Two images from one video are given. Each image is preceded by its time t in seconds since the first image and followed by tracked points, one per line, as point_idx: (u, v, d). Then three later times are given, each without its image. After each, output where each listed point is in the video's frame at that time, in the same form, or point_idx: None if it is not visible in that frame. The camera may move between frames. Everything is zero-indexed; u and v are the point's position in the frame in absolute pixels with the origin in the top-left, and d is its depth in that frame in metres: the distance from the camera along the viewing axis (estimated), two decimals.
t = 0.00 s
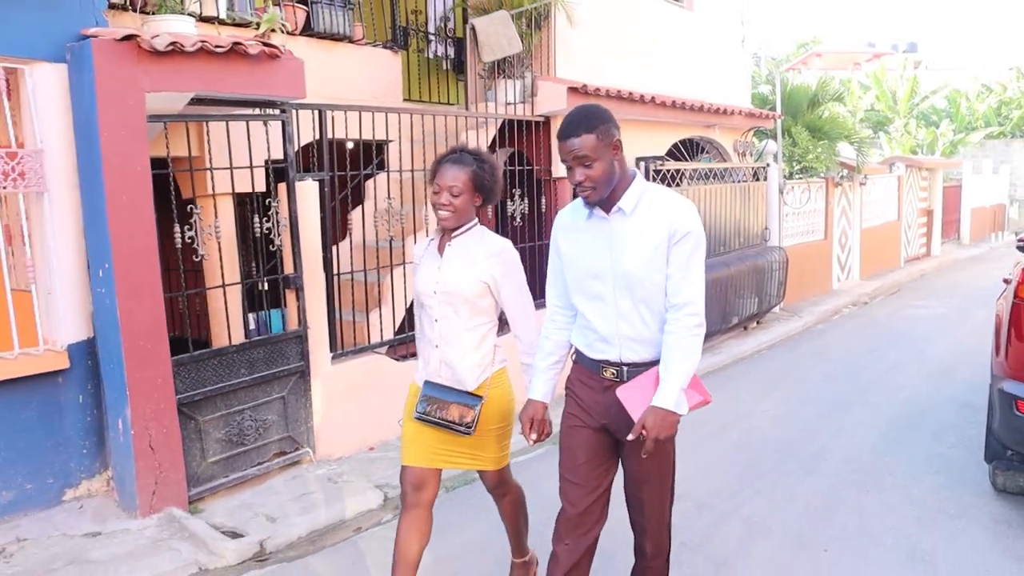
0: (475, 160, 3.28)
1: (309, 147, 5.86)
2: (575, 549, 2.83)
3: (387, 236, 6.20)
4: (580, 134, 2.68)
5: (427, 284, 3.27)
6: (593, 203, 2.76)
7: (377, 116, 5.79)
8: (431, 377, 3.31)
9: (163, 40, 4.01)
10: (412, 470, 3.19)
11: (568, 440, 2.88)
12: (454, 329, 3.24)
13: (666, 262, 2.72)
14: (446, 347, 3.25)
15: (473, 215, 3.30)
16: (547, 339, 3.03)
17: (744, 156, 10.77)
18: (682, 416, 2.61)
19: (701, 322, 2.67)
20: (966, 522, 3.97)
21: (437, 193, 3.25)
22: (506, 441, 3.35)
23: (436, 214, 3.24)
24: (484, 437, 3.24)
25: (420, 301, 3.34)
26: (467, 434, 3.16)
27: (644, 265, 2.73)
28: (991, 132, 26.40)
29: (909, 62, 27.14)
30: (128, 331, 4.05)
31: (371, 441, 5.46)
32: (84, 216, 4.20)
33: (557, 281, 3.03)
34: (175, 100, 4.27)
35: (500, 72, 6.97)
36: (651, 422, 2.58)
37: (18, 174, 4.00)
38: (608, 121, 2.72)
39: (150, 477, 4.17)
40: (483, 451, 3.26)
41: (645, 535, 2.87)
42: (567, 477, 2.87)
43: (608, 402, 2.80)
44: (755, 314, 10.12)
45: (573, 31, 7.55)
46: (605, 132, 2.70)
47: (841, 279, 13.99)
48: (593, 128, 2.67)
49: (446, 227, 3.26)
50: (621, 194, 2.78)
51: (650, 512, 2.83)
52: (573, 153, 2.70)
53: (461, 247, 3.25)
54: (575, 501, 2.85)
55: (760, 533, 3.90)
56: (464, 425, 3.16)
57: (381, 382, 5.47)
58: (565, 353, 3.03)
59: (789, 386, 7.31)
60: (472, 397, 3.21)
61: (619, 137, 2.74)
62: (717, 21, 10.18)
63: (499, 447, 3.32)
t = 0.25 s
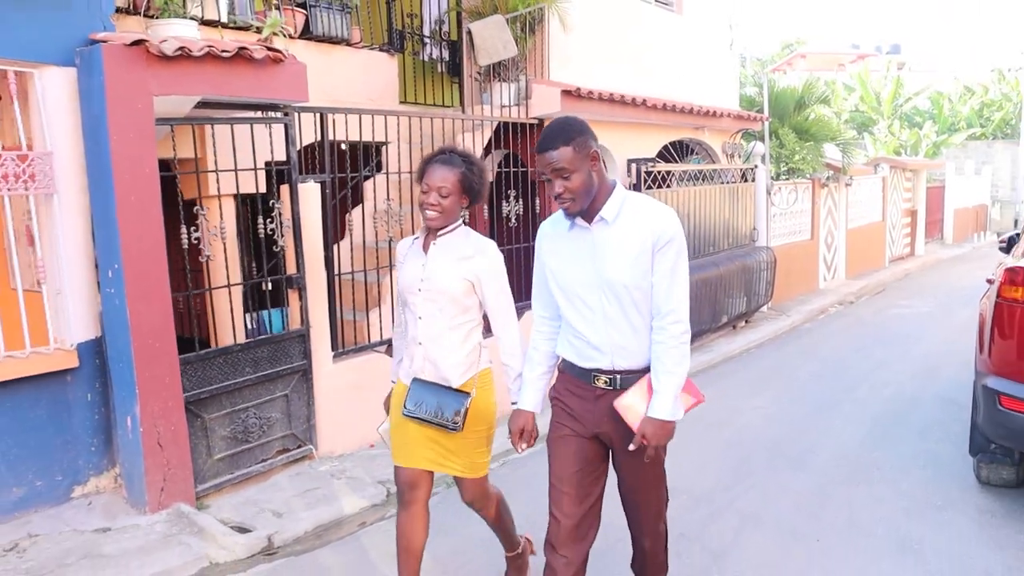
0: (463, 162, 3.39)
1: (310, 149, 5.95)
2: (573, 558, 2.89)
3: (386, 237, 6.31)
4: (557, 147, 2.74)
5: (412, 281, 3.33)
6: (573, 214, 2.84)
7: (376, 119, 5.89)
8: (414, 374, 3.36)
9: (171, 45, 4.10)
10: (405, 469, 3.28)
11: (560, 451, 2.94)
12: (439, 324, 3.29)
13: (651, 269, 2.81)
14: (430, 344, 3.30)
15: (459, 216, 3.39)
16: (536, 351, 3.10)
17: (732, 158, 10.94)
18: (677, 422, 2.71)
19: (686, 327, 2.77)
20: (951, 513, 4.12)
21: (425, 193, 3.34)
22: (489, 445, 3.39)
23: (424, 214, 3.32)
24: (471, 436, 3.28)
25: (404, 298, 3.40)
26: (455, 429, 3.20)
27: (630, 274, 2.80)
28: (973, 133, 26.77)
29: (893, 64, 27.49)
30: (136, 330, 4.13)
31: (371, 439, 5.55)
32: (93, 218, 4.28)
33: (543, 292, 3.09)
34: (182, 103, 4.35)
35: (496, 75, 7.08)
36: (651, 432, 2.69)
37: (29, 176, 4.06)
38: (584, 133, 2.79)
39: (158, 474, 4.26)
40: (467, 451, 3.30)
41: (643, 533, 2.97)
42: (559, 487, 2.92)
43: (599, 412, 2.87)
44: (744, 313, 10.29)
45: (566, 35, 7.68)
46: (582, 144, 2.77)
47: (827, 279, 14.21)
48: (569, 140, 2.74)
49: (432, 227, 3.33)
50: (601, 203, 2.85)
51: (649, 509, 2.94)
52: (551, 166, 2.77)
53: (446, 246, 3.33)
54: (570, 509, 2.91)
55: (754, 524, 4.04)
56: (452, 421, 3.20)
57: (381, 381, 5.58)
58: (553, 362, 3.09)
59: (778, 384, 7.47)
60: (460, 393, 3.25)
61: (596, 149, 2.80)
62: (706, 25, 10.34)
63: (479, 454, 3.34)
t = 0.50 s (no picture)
0: (464, 162, 3.42)
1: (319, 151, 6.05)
2: (579, 550, 2.99)
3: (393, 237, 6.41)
4: (548, 139, 2.88)
5: (414, 280, 3.38)
6: (563, 206, 2.96)
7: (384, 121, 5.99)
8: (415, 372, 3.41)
9: (189, 49, 4.19)
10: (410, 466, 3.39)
11: (556, 449, 3.01)
12: (439, 325, 3.35)
13: (648, 259, 2.95)
14: (429, 343, 3.36)
15: (461, 216, 3.44)
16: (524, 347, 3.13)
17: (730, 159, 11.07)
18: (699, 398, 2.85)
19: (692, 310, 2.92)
20: (948, 505, 4.25)
21: (427, 194, 3.38)
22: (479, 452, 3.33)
23: (426, 215, 3.36)
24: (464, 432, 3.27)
25: (407, 298, 3.45)
26: (445, 421, 3.21)
27: (629, 263, 2.93)
28: (967, 135, 26.99)
29: (887, 66, 27.69)
30: (154, 328, 4.22)
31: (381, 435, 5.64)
32: (111, 218, 4.37)
33: (530, 289, 3.14)
34: (198, 106, 4.44)
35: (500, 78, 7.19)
36: (683, 417, 2.81)
37: (50, 177, 4.14)
38: (573, 128, 2.94)
39: (176, 468, 4.36)
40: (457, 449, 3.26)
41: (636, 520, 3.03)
42: (558, 484, 3.01)
43: (590, 406, 2.94)
44: (742, 313, 10.42)
45: (568, 38, 7.79)
46: (572, 137, 2.91)
47: (823, 279, 14.36)
48: (559, 132, 2.88)
49: (435, 228, 3.38)
50: (590, 198, 2.99)
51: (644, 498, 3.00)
52: (542, 158, 2.90)
53: (447, 246, 3.37)
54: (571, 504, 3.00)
55: (757, 516, 4.15)
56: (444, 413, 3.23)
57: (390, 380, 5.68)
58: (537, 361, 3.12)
59: (777, 381, 7.60)
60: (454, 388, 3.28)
61: (585, 142, 2.95)
62: (705, 28, 10.46)
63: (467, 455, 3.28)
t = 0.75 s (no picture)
0: (469, 161, 3.47)
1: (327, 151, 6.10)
2: (584, 539, 3.06)
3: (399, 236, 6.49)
4: (549, 131, 2.91)
5: (420, 278, 3.45)
6: (561, 199, 2.96)
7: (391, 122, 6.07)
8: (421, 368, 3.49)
9: (204, 51, 4.27)
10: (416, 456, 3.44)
11: (557, 444, 3.05)
12: (444, 322, 3.42)
13: (649, 253, 2.98)
14: (434, 339, 3.44)
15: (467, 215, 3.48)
16: (522, 343, 3.09)
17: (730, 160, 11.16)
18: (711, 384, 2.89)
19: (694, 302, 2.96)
20: (948, 498, 4.33)
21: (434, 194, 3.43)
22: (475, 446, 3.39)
23: (433, 215, 3.42)
24: (463, 424, 3.33)
25: (412, 295, 3.52)
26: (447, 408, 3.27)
27: (630, 257, 2.96)
28: (964, 136, 27.11)
29: (885, 67, 27.82)
30: (169, 325, 4.29)
31: (389, 431, 5.71)
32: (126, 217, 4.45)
33: (528, 285, 3.11)
34: (212, 107, 4.52)
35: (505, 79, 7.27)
36: (697, 404, 2.85)
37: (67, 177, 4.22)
38: (574, 122, 2.97)
39: (190, 463, 4.43)
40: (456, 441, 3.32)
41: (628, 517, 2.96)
42: (562, 477, 3.08)
43: (589, 400, 2.96)
44: (743, 312, 10.51)
45: (571, 40, 7.88)
46: (573, 131, 2.95)
47: (822, 278, 14.46)
48: (561, 125, 2.91)
49: (441, 227, 3.43)
50: (588, 193, 3.00)
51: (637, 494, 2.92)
52: (542, 149, 2.92)
53: (453, 245, 3.43)
54: (573, 496, 3.07)
55: (760, 509, 4.23)
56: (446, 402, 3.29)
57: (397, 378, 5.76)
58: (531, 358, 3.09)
59: (778, 379, 7.69)
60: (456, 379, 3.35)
61: (586, 137, 2.98)
62: (706, 29, 10.55)
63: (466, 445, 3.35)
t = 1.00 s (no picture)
0: (479, 163, 3.51)
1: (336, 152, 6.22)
2: (591, 529, 3.19)
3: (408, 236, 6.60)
4: (555, 129, 2.94)
5: (427, 277, 3.49)
6: (564, 197, 3.00)
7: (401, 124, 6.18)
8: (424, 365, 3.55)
9: (223, 56, 4.38)
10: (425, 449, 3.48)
11: (561, 437, 3.13)
12: (449, 321, 3.47)
13: (650, 253, 3.02)
14: (438, 338, 3.48)
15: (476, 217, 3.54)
16: (522, 341, 3.12)
17: (731, 161, 11.28)
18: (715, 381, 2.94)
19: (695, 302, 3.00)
20: (948, 490, 4.45)
21: (444, 196, 3.48)
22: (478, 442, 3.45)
23: (443, 217, 3.47)
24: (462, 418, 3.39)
25: (419, 292, 3.56)
26: (448, 405, 3.33)
27: (629, 257, 2.99)
28: (961, 137, 27.27)
29: (883, 68, 27.97)
30: (189, 322, 4.40)
31: (399, 427, 5.82)
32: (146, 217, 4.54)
33: (529, 283, 3.15)
34: (230, 110, 4.63)
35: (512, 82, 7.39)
36: (702, 401, 2.89)
37: (90, 178, 4.31)
38: (580, 120, 3.00)
39: (209, 458, 4.54)
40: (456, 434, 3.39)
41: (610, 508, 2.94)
42: (568, 468, 3.17)
43: (588, 395, 3.02)
44: (743, 311, 10.62)
45: (576, 43, 8.00)
46: (579, 130, 2.97)
47: (821, 278, 14.60)
48: (568, 124, 2.94)
49: (450, 229, 3.49)
50: (590, 192, 3.05)
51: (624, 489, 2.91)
52: (548, 146, 2.95)
53: (460, 247, 3.49)
54: (576, 489, 3.18)
55: (766, 502, 4.35)
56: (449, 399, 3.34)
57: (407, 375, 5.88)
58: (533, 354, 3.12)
59: (780, 377, 7.81)
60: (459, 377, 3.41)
61: (591, 136, 3.01)
62: (707, 32, 10.67)
63: (468, 440, 3.41)
